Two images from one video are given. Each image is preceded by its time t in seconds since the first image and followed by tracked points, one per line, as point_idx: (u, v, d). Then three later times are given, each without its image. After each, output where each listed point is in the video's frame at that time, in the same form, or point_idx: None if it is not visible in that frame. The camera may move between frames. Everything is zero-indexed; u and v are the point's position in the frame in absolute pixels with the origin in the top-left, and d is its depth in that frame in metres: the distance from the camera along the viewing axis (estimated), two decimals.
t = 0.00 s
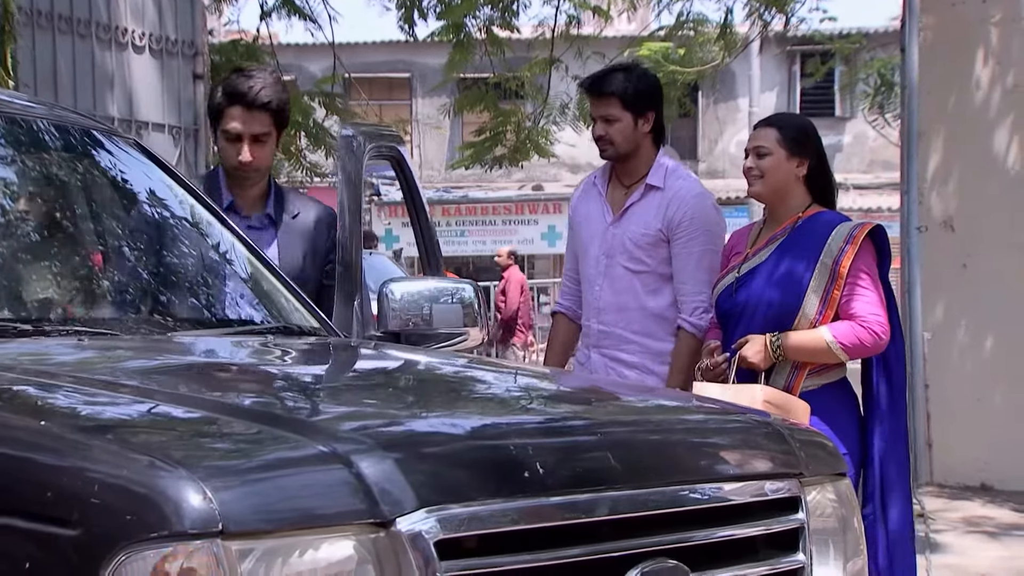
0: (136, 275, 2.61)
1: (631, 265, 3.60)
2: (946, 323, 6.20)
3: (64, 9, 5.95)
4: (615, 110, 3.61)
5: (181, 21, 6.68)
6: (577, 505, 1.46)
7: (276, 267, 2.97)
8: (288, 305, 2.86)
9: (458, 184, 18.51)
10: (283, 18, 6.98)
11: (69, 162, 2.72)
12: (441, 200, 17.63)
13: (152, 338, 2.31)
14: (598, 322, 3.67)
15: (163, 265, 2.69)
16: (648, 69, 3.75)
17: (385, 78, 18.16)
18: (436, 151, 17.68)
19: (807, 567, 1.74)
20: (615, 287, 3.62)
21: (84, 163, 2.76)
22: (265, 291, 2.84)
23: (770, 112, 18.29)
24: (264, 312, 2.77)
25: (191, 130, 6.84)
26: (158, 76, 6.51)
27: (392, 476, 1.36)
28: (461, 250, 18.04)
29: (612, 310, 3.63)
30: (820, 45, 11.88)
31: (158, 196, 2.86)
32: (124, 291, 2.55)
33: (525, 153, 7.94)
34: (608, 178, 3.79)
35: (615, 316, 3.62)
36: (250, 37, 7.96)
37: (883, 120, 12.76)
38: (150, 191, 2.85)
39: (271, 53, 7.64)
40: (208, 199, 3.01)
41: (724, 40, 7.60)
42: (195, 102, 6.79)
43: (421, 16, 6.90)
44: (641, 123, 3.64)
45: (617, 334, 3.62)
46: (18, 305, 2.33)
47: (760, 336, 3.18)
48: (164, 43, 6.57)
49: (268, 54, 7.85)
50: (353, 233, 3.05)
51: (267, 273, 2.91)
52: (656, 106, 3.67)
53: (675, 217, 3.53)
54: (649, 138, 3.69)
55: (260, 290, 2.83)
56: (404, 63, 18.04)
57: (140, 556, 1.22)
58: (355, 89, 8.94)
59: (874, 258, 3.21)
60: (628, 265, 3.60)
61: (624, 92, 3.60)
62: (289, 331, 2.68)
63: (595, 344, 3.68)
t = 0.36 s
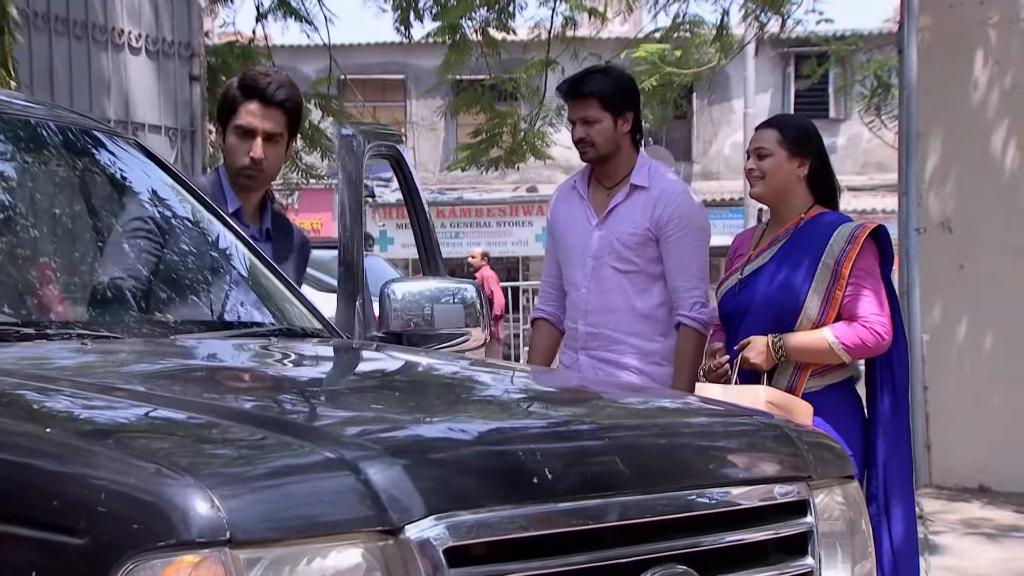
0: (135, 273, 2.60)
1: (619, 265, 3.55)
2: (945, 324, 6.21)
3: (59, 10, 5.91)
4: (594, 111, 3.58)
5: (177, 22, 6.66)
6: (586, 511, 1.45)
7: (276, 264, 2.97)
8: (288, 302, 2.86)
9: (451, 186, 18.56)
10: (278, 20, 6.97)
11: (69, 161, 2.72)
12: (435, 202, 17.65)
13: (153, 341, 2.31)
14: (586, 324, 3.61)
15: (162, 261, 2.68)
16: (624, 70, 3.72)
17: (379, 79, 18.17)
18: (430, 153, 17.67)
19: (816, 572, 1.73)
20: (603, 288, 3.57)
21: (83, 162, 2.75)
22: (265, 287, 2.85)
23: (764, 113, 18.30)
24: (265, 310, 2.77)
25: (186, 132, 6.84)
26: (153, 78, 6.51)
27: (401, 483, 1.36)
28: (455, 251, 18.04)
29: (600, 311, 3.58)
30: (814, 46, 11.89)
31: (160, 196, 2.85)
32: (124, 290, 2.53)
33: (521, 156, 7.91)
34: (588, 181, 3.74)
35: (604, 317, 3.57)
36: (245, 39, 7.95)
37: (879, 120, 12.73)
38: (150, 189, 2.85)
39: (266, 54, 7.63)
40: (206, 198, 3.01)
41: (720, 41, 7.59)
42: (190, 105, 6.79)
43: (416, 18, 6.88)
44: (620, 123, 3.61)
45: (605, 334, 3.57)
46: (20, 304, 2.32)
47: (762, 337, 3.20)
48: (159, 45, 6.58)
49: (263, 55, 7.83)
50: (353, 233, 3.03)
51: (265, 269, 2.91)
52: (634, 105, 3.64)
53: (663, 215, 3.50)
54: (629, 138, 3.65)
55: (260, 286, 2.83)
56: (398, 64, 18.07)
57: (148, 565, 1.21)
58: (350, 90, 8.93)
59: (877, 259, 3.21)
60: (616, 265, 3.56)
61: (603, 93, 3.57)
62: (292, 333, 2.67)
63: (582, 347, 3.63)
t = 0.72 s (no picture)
0: (124, 267, 2.60)
1: (601, 260, 3.51)
2: (933, 321, 6.23)
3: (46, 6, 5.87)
4: (568, 107, 3.56)
5: (164, 17, 6.64)
6: (592, 509, 1.45)
7: (264, 254, 3.01)
8: (277, 293, 2.89)
9: (438, 182, 18.29)
10: (265, 16, 6.96)
11: (58, 153, 2.70)
12: (421, 199, 17.65)
13: (148, 338, 2.30)
14: (569, 321, 3.55)
15: (150, 256, 2.70)
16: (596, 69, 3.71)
17: (364, 76, 18.16)
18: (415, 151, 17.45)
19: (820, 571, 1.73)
20: (586, 284, 3.52)
21: (72, 154, 2.74)
22: (255, 278, 2.88)
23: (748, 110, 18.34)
24: (255, 302, 2.80)
25: (174, 128, 6.82)
26: (141, 75, 6.49)
27: (408, 481, 1.35)
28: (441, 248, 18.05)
29: (584, 307, 3.52)
30: (795, 44, 11.88)
31: (147, 188, 2.86)
32: (114, 283, 2.53)
33: (508, 153, 7.91)
34: (562, 178, 3.69)
35: (589, 312, 3.52)
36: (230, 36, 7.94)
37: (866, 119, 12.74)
38: (139, 182, 2.86)
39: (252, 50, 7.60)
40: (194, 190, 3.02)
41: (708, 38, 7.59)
42: (178, 102, 6.77)
43: (403, 15, 6.88)
44: (594, 119, 3.58)
45: (589, 330, 3.52)
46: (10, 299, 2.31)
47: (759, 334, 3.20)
48: (147, 40, 6.56)
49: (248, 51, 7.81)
50: (343, 233, 3.05)
51: (253, 259, 2.94)
52: (608, 102, 3.62)
53: (644, 208, 3.48)
54: (602, 134, 3.63)
55: (250, 277, 2.87)
56: (383, 61, 18.06)
57: (153, 562, 1.20)
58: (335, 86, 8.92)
59: (874, 256, 3.21)
60: (598, 260, 3.51)
61: (577, 88, 3.55)
62: (290, 331, 2.67)
63: (566, 344, 3.57)
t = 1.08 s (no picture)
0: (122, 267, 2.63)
1: (594, 259, 3.44)
2: (931, 319, 6.20)
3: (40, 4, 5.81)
4: (555, 106, 3.47)
5: (159, 14, 6.61)
6: (610, 516, 1.44)
7: (257, 245, 3.04)
8: (273, 285, 2.93)
9: (428, 182, 18.76)
10: (258, 14, 6.95)
11: (53, 148, 2.70)
12: (411, 198, 17.59)
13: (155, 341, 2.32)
14: (566, 322, 3.47)
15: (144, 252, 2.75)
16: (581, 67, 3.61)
17: (355, 75, 18.18)
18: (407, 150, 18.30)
19: None
20: (581, 284, 3.45)
21: (66, 149, 2.74)
22: (251, 270, 2.93)
23: (738, 110, 18.36)
24: (249, 295, 2.83)
25: (169, 127, 6.78)
26: (135, 74, 6.42)
27: (426, 487, 1.35)
28: (431, 248, 17.84)
29: (581, 308, 3.45)
30: (788, 44, 11.87)
31: (139, 180, 2.87)
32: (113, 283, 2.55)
33: (502, 152, 7.90)
34: (550, 180, 3.61)
35: (586, 313, 3.44)
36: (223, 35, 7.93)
37: (860, 120, 12.71)
38: (132, 174, 2.87)
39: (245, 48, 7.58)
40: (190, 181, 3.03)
41: (703, 38, 7.59)
42: (173, 100, 6.74)
43: (398, 13, 6.89)
44: (581, 119, 3.50)
45: (586, 330, 3.44)
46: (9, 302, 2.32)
47: (763, 333, 3.19)
48: (142, 38, 6.49)
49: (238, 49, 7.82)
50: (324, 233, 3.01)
51: (248, 251, 2.99)
52: (594, 101, 3.53)
53: (636, 206, 3.42)
54: (588, 134, 3.55)
55: (245, 270, 2.91)
56: (375, 60, 18.10)
57: (171, 569, 1.20)
58: (328, 85, 8.91)
59: (876, 254, 3.21)
60: (591, 260, 3.44)
61: (564, 88, 3.45)
62: (297, 334, 2.67)
63: (564, 345, 3.49)
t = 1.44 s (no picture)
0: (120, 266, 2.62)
1: (593, 257, 3.43)
2: (921, 319, 6.21)
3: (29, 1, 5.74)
4: (551, 105, 3.46)
5: (148, 13, 6.60)
6: (622, 515, 1.44)
7: (250, 236, 3.04)
8: (266, 275, 2.92)
9: (414, 180, 18.75)
10: (246, 12, 6.95)
11: (46, 142, 2.66)
12: (396, 197, 17.48)
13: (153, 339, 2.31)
14: (566, 321, 3.47)
15: (139, 248, 2.76)
16: (579, 65, 3.60)
17: (338, 73, 18.04)
18: (391, 149, 18.67)
19: None
20: (580, 283, 3.44)
21: (59, 143, 2.70)
22: (242, 261, 2.92)
23: (722, 108, 18.40)
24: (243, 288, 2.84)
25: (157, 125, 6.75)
26: (124, 72, 6.38)
27: (438, 487, 1.34)
28: (416, 248, 17.73)
29: (581, 307, 3.44)
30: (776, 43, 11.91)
31: (131, 172, 2.85)
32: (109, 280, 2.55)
33: (490, 150, 7.93)
34: (549, 180, 3.60)
35: (586, 312, 3.44)
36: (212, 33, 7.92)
37: (847, 118, 12.75)
38: (124, 167, 2.84)
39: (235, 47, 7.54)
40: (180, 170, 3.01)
41: (691, 36, 7.60)
42: (161, 98, 6.72)
43: (385, 12, 6.88)
44: (577, 117, 3.49)
45: (587, 329, 3.43)
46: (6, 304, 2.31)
47: (759, 333, 3.18)
48: (130, 36, 6.46)
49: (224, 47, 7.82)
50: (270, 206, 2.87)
51: (241, 242, 2.99)
52: (590, 99, 3.52)
53: (635, 203, 3.40)
54: (586, 131, 3.54)
55: (238, 262, 2.91)
56: (358, 59, 18.08)
57: (182, 570, 1.19)
58: (317, 82, 8.89)
59: (872, 253, 3.20)
60: (590, 258, 3.43)
61: (559, 87, 3.45)
62: (299, 333, 2.66)
63: (565, 345, 3.48)
